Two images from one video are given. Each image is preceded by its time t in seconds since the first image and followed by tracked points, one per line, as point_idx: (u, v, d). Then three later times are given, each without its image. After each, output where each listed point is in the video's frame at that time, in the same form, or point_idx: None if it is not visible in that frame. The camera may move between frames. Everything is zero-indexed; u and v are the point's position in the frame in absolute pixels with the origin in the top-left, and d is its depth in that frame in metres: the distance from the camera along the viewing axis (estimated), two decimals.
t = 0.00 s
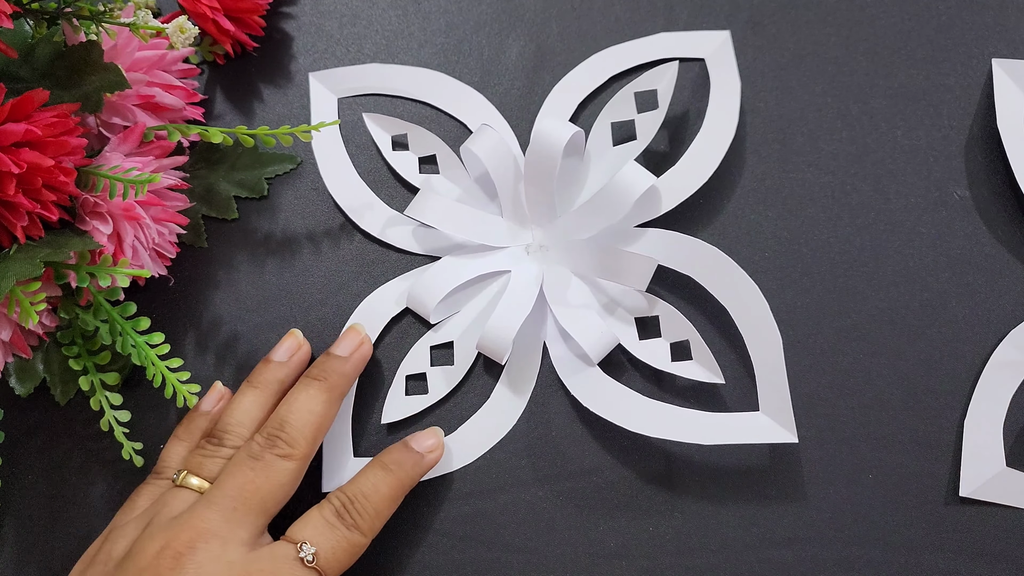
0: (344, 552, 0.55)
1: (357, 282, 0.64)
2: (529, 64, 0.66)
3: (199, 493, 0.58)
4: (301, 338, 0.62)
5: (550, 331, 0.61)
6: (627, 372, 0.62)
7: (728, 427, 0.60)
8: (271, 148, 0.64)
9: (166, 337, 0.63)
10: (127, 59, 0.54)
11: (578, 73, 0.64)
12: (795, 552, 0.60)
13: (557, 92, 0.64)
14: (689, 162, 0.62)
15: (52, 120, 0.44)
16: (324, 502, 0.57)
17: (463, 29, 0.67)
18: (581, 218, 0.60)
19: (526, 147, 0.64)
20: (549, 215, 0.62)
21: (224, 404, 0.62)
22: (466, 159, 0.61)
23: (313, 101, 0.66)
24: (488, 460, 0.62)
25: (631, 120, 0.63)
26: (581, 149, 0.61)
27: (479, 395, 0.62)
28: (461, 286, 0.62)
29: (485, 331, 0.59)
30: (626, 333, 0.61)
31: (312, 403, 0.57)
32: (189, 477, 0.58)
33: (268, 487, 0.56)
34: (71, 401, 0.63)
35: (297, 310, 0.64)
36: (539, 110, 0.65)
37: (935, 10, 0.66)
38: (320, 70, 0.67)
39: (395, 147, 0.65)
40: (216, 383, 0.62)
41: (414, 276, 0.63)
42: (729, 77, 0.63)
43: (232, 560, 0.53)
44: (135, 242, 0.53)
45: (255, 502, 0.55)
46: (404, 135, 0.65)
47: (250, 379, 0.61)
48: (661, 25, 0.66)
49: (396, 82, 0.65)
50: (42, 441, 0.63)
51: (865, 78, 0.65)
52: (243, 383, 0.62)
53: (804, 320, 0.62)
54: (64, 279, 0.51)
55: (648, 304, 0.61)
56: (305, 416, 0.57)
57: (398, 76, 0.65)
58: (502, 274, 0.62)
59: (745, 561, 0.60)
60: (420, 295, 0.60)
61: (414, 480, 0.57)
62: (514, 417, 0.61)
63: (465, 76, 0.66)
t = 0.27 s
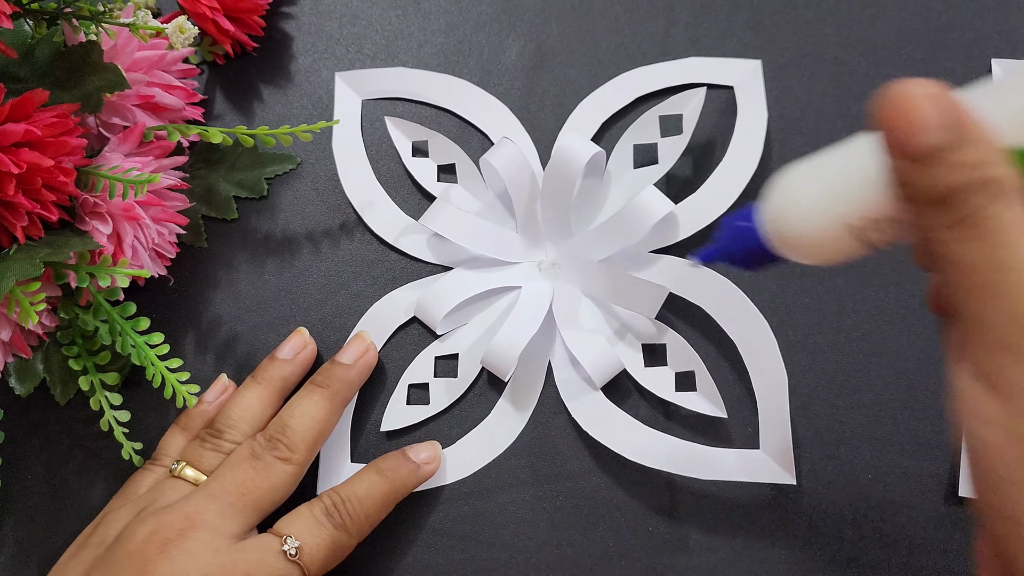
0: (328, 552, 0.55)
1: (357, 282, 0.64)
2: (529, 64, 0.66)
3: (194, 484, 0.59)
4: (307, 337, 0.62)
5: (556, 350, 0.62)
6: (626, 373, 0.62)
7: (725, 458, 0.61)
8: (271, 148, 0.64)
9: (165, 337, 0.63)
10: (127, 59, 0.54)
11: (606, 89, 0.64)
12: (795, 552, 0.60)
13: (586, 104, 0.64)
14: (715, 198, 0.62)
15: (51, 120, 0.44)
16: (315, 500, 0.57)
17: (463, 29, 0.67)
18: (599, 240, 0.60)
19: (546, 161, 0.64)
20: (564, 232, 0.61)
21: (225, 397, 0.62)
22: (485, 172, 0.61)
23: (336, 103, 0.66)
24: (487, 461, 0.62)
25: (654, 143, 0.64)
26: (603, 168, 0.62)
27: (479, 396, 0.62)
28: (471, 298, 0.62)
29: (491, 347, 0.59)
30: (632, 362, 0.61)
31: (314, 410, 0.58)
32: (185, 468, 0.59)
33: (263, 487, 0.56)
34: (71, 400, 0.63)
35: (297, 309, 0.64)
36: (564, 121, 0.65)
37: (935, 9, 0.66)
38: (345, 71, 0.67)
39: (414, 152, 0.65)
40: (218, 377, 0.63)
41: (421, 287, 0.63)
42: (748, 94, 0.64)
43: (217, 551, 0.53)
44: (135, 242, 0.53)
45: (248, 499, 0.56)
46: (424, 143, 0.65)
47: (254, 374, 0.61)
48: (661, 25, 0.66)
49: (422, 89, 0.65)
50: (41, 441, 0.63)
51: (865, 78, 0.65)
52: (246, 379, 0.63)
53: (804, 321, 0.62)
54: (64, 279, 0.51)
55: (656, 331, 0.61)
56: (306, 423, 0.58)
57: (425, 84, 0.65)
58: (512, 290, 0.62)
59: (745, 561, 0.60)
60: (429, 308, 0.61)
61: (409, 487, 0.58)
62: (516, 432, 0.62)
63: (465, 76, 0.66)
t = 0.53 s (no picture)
0: (330, 550, 0.55)
1: (357, 282, 0.64)
2: (529, 64, 0.66)
3: (194, 484, 0.59)
4: (307, 337, 0.62)
5: (557, 349, 0.62)
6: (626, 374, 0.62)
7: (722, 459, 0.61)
8: (271, 148, 0.64)
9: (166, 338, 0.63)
10: (127, 60, 0.54)
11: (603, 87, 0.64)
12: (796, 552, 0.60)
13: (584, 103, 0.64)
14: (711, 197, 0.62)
15: (52, 120, 0.44)
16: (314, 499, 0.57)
17: (463, 30, 0.67)
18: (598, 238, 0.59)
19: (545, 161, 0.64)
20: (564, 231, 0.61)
21: (225, 396, 0.62)
22: (485, 171, 0.61)
23: (336, 102, 0.65)
24: (487, 461, 0.62)
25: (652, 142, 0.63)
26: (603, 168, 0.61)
27: (479, 397, 0.62)
28: (472, 297, 0.61)
29: (491, 347, 0.59)
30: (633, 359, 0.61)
31: (315, 410, 0.58)
32: (185, 468, 0.59)
33: (264, 487, 0.57)
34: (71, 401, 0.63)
35: (297, 309, 0.64)
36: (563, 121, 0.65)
37: (934, 10, 0.66)
38: (344, 71, 0.66)
39: (414, 153, 0.64)
40: (218, 376, 0.63)
41: (421, 286, 0.63)
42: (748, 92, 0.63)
43: (218, 550, 0.53)
44: (135, 243, 0.53)
45: (249, 499, 0.56)
46: (423, 143, 0.65)
47: (255, 373, 0.61)
48: (660, 25, 0.66)
49: (421, 89, 0.65)
50: (42, 441, 0.63)
51: (865, 78, 0.65)
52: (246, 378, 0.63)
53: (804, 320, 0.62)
54: (64, 279, 0.51)
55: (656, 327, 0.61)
56: (306, 423, 0.58)
57: (424, 83, 0.65)
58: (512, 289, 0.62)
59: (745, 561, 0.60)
60: (430, 308, 0.60)
61: (409, 485, 0.58)
62: (516, 432, 0.62)
63: (464, 76, 0.66)
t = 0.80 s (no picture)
0: (329, 549, 0.55)
1: (357, 282, 0.64)
2: (529, 64, 0.66)
3: (193, 483, 0.59)
4: (308, 337, 0.62)
5: (557, 349, 0.62)
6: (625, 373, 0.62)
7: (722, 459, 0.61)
8: (271, 148, 0.64)
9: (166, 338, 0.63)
10: (127, 60, 0.54)
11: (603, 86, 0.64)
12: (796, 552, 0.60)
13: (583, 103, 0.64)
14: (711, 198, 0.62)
15: (52, 120, 0.44)
16: (314, 497, 0.57)
17: (463, 30, 0.67)
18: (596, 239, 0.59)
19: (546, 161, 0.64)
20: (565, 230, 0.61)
21: (225, 395, 0.62)
22: (485, 171, 0.60)
23: (336, 102, 0.66)
24: (487, 460, 0.62)
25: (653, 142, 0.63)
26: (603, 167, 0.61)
27: (478, 396, 0.62)
28: (472, 297, 0.61)
29: (491, 347, 0.59)
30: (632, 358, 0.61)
31: (315, 409, 0.58)
32: (185, 468, 0.59)
33: (263, 486, 0.57)
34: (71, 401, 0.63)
35: (297, 309, 0.64)
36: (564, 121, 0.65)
37: (934, 10, 0.66)
38: (344, 71, 0.67)
39: (414, 153, 0.64)
40: (218, 376, 0.63)
41: (421, 287, 0.63)
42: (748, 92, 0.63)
43: (217, 550, 0.53)
44: (135, 243, 0.53)
45: (248, 499, 0.56)
46: (423, 143, 0.65)
47: (255, 373, 0.61)
48: (660, 25, 0.66)
49: (421, 88, 0.65)
50: (42, 441, 0.63)
51: (865, 78, 0.65)
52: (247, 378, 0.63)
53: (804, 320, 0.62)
54: (64, 279, 0.51)
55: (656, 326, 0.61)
56: (306, 423, 0.58)
57: (424, 83, 0.65)
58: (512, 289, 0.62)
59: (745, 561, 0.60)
60: (430, 307, 0.61)
61: (409, 484, 0.58)
62: (516, 432, 0.62)
63: (465, 76, 0.66)
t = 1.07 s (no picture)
0: (329, 549, 0.55)
1: (357, 282, 0.64)
2: (529, 65, 0.66)
3: (193, 483, 0.59)
4: (308, 337, 0.62)
5: (557, 350, 0.62)
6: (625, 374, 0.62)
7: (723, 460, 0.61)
8: (271, 148, 0.64)
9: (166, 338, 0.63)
10: (127, 60, 0.54)
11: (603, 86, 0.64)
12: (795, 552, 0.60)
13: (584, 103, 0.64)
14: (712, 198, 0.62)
15: (52, 120, 0.44)
16: (314, 497, 0.57)
17: (463, 30, 0.67)
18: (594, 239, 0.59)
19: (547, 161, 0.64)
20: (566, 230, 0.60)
21: (225, 395, 0.62)
22: (486, 171, 0.60)
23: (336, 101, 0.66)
24: (487, 461, 0.62)
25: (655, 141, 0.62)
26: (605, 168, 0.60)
27: (478, 396, 0.62)
28: (472, 297, 0.61)
29: (492, 347, 0.59)
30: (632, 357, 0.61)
31: (315, 410, 0.58)
32: (185, 468, 0.59)
33: (263, 486, 0.57)
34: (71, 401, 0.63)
35: (297, 309, 0.64)
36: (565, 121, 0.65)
37: (934, 10, 0.66)
38: (345, 71, 0.67)
39: (415, 153, 0.64)
40: (218, 376, 0.63)
41: (421, 287, 0.63)
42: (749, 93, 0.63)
43: (217, 550, 0.53)
44: (135, 243, 0.53)
45: (248, 499, 0.56)
46: (424, 143, 0.65)
47: (255, 373, 0.61)
48: (660, 25, 0.66)
49: (421, 87, 0.65)
50: (42, 441, 0.63)
51: (864, 78, 0.65)
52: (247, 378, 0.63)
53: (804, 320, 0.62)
54: (64, 279, 0.51)
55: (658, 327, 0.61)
56: (306, 424, 0.58)
57: (424, 82, 0.65)
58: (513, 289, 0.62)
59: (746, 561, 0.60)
60: (430, 308, 0.60)
61: (409, 484, 0.58)
62: (516, 432, 0.62)
63: (465, 76, 0.66)
